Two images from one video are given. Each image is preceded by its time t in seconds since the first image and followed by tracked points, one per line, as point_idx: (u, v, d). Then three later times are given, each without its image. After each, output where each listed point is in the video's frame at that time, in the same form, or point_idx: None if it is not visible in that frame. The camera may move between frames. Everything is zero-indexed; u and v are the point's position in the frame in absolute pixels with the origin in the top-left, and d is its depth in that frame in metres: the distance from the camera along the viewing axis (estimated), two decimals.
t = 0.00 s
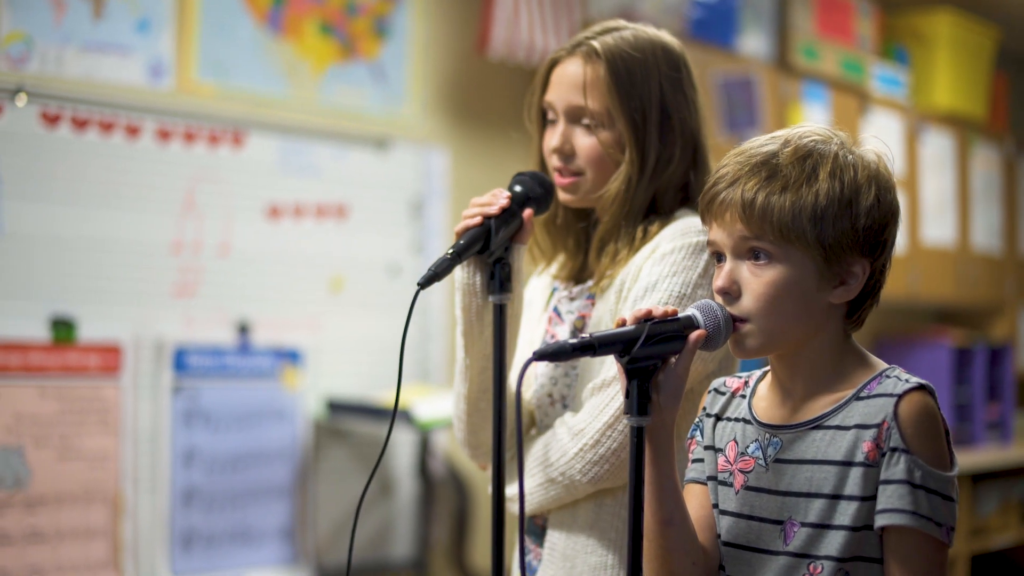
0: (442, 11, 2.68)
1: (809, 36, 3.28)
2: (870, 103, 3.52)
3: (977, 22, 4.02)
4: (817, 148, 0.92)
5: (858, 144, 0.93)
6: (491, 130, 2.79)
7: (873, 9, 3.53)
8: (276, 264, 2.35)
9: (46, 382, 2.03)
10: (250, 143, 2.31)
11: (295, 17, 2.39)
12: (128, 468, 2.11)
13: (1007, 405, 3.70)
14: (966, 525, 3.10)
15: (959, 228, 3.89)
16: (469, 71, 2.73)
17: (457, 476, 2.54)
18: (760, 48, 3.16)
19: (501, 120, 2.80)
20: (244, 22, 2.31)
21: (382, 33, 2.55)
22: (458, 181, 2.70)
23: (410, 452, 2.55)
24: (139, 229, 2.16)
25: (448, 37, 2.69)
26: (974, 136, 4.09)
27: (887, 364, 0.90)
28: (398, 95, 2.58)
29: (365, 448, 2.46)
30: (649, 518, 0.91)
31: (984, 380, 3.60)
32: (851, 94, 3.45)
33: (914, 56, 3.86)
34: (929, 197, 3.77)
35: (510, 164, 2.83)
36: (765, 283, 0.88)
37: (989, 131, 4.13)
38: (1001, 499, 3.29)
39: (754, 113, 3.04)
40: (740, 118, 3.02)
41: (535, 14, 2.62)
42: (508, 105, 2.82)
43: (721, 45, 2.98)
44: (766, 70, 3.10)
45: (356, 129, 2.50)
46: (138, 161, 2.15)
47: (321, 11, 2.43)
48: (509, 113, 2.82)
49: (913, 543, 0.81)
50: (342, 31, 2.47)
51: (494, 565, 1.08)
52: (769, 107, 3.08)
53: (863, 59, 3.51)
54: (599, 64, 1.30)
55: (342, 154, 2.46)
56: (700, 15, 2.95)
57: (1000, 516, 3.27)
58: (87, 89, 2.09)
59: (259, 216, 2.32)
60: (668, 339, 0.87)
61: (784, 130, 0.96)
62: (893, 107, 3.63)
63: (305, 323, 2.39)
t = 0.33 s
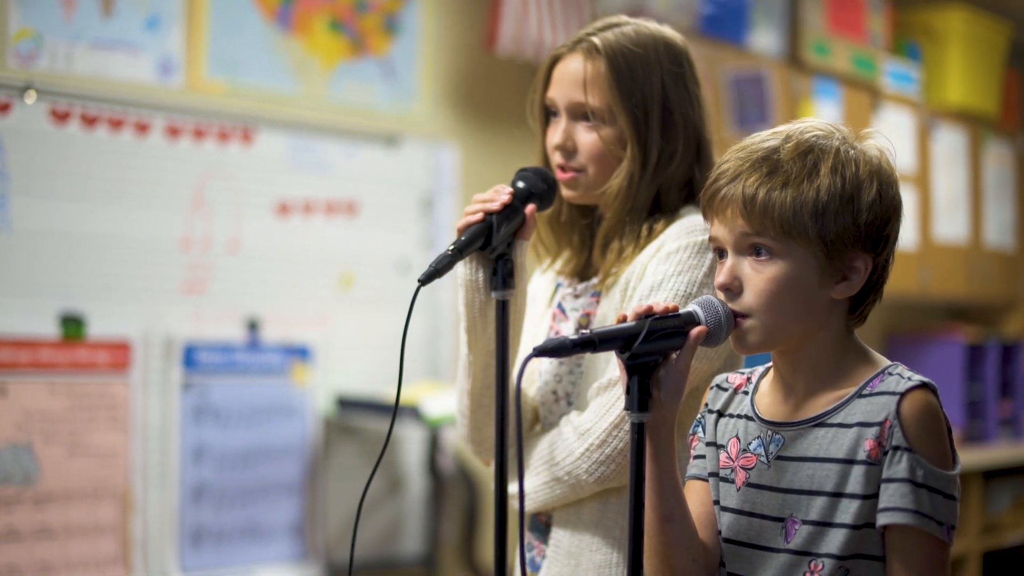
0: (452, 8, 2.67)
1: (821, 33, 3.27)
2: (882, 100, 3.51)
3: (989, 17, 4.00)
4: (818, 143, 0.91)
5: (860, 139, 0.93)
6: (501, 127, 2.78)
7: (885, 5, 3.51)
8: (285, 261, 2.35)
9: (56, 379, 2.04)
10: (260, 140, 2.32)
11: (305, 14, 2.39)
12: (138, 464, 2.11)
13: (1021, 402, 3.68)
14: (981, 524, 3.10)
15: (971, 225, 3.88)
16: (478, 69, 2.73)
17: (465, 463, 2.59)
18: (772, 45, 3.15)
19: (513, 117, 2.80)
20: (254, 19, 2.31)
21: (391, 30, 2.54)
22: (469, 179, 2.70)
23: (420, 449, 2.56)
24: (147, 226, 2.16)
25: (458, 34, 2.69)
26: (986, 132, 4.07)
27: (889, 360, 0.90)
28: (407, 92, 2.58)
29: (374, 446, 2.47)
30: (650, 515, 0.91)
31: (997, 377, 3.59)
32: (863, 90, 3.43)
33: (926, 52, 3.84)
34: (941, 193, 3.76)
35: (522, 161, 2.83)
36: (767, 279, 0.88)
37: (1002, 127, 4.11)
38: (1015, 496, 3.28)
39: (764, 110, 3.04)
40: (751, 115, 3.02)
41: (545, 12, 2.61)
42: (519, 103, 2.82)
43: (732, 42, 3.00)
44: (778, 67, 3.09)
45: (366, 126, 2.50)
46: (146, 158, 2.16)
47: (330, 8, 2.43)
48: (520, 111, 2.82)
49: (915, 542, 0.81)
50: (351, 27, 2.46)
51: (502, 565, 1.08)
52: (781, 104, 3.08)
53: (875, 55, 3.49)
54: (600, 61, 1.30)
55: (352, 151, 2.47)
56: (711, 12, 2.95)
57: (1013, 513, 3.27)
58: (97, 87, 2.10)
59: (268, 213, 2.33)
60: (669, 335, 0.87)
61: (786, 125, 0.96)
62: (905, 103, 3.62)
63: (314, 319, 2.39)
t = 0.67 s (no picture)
0: (463, 8, 2.67)
1: (832, 30, 3.26)
2: (895, 97, 3.49)
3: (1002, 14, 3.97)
4: (822, 138, 0.91)
5: (863, 134, 0.92)
6: (514, 127, 2.78)
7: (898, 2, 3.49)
8: (294, 259, 2.35)
9: (67, 378, 2.04)
10: (270, 139, 2.32)
11: (315, 13, 2.39)
12: (148, 463, 2.12)
13: None
14: (995, 524, 3.09)
15: (984, 223, 3.86)
16: (489, 69, 2.72)
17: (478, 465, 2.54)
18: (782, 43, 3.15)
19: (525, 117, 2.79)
20: (264, 18, 2.31)
21: (402, 29, 2.54)
22: (480, 178, 2.70)
23: (431, 447, 2.56)
24: (157, 225, 2.16)
25: (469, 34, 2.68)
26: (999, 129, 4.05)
27: (893, 358, 0.90)
28: (417, 91, 2.57)
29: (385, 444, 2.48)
30: (651, 513, 0.91)
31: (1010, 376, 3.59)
32: (875, 88, 3.42)
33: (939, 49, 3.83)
34: (953, 191, 3.74)
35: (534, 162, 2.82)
36: (769, 274, 0.87)
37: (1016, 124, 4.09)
38: None
39: (776, 108, 3.04)
40: (762, 113, 3.02)
41: (555, 11, 2.60)
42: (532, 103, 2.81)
43: (743, 40, 3.02)
44: (789, 65, 3.09)
45: (376, 125, 2.50)
46: (156, 157, 2.16)
47: (341, 6, 2.43)
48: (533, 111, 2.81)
49: (916, 540, 0.80)
50: (362, 26, 2.47)
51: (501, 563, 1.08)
52: (794, 103, 3.07)
53: (887, 53, 3.47)
54: (600, 58, 1.29)
55: (363, 150, 2.47)
56: (721, 10, 2.95)
57: None
58: (107, 86, 2.10)
59: (278, 212, 2.33)
60: (670, 332, 0.86)
61: (789, 120, 0.95)
62: (918, 101, 3.60)
63: (325, 317, 2.40)
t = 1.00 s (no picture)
0: (472, 11, 2.68)
1: (842, 32, 3.25)
2: (904, 98, 3.48)
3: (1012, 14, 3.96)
4: (818, 140, 0.91)
5: (859, 137, 0.92)
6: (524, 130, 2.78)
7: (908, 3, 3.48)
8: (302, 262, 2.35)
9: (75, 380, 2.05)
10: (278, 142, 2.32)
11: (324, 15, 2.40)
12: (157, 465, 2.13)
13: None
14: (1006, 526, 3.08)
15: (995, 224, 3.85)
16: (497, 72, 2.73)
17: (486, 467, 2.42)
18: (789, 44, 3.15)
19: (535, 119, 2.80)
20: (273, 22, 2.32)
21: (411, 31, 2.55)
22: (489, 180, 2.70)
23: (439, 450, 2.57)
24: (166, 228, 2.17)
25: (478, 37, 2.69)
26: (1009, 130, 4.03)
27: (891, 361, 0.90)
28: (425, 93, 2.58)
29: (395, 446, 2.49)
30: (650, 515, 0.91)
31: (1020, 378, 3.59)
32: (884, 89, 3.41)
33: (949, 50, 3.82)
34: (963, 192, 3.73)
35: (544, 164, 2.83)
36: (765, 277, 0.87)
37: None
38: None
39: (786, 109, 3.04)
40: (771, 114, 3.02)
41: (562, 13, 2.60)
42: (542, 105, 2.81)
43: (753, 42, 3.02)
44: (798, 66, 3.09)
45: (384, 127, 2.50)
46: (163, 160, 2.17)
47: (349, 9, 2.44)
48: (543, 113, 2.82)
49: (915, 543, 0.80)
50: (370, 28, 2.47)
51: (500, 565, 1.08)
52: (803, 104, 3.07)
53: (898, 55, 3.46)
54: (597, 61, 1.30)
55: (371, 152, 2.47)
56: (730, 11, 2.96)
57: None
58: (115, 89, 2.11)
59: (286, 214, 2.33)
60: (668, 335, 0.86)
61: (785, 123, 0.95)
62: (928, 101, 3.59)
63: (333, 319, 2.40)
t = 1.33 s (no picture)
0: (478, 11, 2.68)
1: (850, 31, 3.25)
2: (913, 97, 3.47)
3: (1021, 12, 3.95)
4: (817, 139, 0.91)
5: (858, 136, 0.92)
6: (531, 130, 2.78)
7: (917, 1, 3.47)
8: (308, 261, 2.36)
9: (82, 378, 2.06)
10: (286, 142, 2.33)
11: (331, 16, 2.40)
12: (164, 464, 2.13)
13: None
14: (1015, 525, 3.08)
15: (1004, 223, 3.84)
16: (505, 72, 2.73)
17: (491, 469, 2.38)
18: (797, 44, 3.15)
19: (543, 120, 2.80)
20: (280, 22, 2.33)
21: (418, 31, 2.55)
22: (496, 180, 2.70)
23: (445, 449, 2.57)
24: (173, 228, 2.18)
25: (485, 37, 2.69)
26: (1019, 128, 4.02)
27: (888, 357, 0.90)
28: (432, 92, 2.58)
29: (402, 444, 2.50)
30: (646, 512, 0.91)
31: None
32: (892, 88, 3.40)
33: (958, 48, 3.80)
34: (973, 190, 3.73)
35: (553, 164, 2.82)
36: (763, 276, 0.87)
37: None
38: None
39: (794, 108, 3.04)
40: (780, 114, 3.02)
41: (568, 12, 2.60)
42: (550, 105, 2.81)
43: (760, 41, 3.04)
44: (807, 65, 3.08)
45: (391, 127, 2.50)
46: (170, 159, 2.17)
47: (356, 9, 2.44)
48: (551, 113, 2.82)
49: (911, 535, 0.80)
50: (377, 28, 2.48)
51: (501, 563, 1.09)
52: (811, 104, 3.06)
53: (906, 53, 3.45)
54: (598, 61, 1.30)
55: (378, 151, 2.47)
56: (738, 10, 2.96)
57: None
58: (123, 89, 2.12)
59: (293, 213, 2.34)
60: (665, 333, 0.86)
61: (785, 122, 0.95)
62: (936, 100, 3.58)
63: (340, 318, 2.40)
